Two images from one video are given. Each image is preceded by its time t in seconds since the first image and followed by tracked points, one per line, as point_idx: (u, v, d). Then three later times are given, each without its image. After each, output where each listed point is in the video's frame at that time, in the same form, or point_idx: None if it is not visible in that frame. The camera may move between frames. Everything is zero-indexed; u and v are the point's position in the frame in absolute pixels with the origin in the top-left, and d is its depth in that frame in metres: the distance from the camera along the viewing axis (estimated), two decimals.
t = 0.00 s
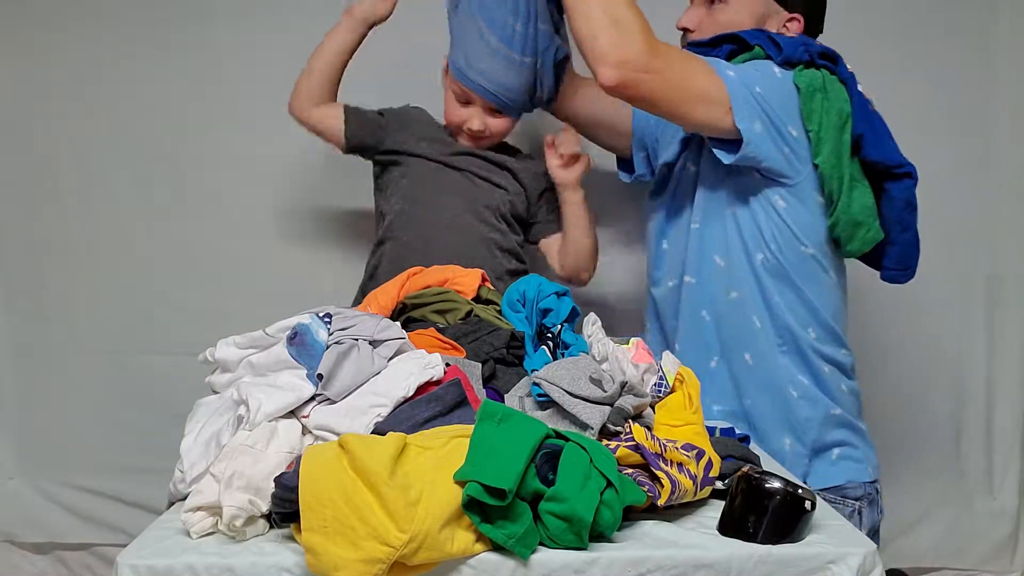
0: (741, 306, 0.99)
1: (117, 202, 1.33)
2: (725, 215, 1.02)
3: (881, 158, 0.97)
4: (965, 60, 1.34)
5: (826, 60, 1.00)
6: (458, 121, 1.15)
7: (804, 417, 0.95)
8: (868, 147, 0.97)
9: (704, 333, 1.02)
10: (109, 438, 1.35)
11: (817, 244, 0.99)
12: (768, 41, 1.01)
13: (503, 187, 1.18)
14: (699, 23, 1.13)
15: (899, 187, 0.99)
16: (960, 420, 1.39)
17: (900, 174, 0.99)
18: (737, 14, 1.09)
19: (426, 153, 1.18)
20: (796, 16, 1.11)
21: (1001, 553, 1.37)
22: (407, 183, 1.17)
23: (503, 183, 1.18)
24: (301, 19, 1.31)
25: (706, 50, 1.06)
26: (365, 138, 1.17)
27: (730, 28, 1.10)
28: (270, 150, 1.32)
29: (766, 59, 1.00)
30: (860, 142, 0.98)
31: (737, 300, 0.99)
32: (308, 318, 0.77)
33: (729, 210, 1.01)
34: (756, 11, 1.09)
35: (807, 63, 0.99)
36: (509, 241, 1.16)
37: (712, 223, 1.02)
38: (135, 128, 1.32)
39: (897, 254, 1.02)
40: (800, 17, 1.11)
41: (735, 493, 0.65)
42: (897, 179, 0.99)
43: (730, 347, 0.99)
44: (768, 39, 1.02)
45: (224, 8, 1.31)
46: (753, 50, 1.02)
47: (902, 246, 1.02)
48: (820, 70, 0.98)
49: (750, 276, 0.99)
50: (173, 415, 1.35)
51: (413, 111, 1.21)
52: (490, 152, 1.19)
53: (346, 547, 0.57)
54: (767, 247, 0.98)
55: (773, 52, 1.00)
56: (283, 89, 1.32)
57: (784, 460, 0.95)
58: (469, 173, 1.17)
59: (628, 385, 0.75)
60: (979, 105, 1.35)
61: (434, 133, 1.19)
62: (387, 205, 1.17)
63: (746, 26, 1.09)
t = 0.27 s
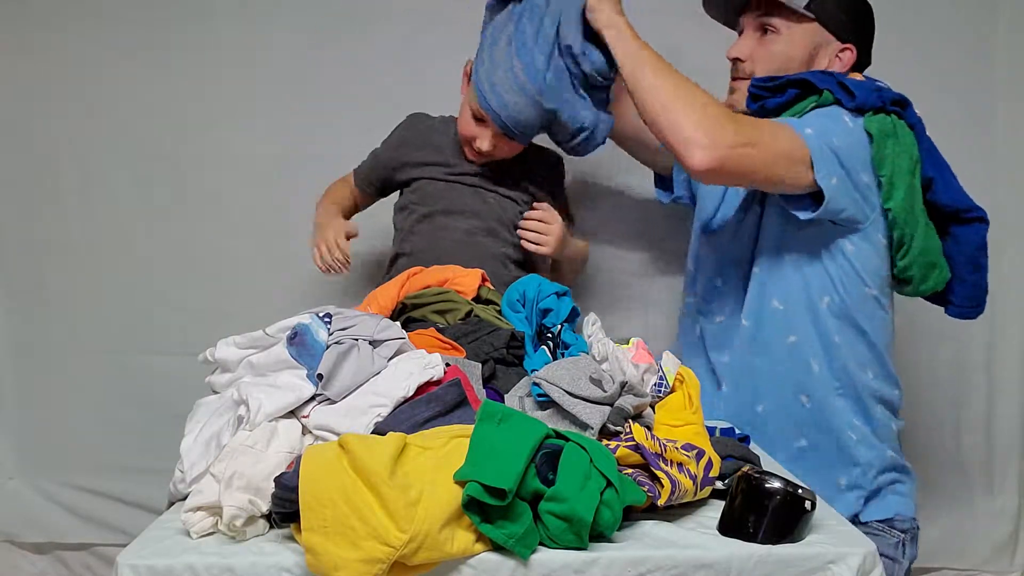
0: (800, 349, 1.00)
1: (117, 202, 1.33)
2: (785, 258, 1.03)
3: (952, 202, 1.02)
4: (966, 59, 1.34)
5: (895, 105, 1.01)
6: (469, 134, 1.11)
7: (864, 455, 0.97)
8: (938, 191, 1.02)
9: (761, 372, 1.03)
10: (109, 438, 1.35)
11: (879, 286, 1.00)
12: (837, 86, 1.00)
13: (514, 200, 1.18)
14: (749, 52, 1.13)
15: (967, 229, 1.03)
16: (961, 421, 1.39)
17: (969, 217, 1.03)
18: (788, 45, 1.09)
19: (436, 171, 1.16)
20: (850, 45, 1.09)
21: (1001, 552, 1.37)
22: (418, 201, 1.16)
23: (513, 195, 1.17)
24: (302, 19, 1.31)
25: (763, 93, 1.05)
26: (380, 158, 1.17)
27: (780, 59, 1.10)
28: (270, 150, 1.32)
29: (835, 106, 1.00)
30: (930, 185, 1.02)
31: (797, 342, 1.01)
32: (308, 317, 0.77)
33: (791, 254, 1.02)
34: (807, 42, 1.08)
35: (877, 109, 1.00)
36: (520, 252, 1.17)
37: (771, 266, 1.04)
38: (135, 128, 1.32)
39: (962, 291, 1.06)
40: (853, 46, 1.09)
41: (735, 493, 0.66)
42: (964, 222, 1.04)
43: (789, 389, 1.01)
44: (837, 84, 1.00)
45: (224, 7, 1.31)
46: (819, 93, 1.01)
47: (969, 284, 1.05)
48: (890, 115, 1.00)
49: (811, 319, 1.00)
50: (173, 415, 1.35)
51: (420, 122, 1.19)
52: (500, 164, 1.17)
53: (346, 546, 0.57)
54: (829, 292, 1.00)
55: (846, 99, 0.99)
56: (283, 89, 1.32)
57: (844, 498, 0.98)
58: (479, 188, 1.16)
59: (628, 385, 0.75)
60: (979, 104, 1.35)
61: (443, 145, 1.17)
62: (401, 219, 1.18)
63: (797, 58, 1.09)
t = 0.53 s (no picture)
0: (842, 360, 1.01)
1: (117, 202, 1.33)
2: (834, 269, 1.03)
3: (998, 223, 1.05)
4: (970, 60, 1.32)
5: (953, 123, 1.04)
6: (478, 125, 1.11)
7: (897, 471, 0.98)
8: (985, 211, 1.05)
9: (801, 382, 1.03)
10: (109, 438, 1.35)
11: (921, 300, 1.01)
12: (900, 100, 1.04)
13: (523, 199, 1.17)
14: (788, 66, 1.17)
15: (1007, 249, 1.05)
16: (961, 422, 1.39)
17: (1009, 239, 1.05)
18: (830, 56, 1.14)
19: (445, 166, 1.16)
20: (885, 57, 1.15)
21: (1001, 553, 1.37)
22: (427, 197, 1.15)
23: (521, 193, 1.17)
24: (302, 19, 1.32)
25: (824, 101, 1.07)
26: (388, 158, 1.18)
27: (822, 71, 1.14)
28: (271, 149, 1.32)
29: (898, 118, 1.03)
30: (977, 206, 1.05)
31: (842, 353, 1.01)
32: (308, 317, 0.77)
33: (840, 264, 1.03)
34: (846, 54, 1.14)
35: (938, 124, 1.03)
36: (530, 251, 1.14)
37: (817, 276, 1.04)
38: (135, 128, 1.32)
39: (994, 312, 1.05)
40: (887, 59, 1.16)
41: (735, 493, 0.66)
42: (1003, 242, 1.06)
43: (829, 401, 1.01)
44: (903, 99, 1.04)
45: (223, 7, 1.31)
46: (882, 105, 1.04)
47: (998, 307, 1.05)
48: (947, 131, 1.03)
49: (856, 331, 1.01)
50: (173, 415, 1.35)
51: (428, 124, 1.20)
52: (508, 163, 1.18)
53: (346, 547, 0.57)
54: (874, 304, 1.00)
55: (911, 113, 1.02)
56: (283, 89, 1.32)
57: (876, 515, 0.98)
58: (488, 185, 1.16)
59: (629, 385, 0.75)
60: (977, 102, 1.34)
61: (452, 143, 1.18)
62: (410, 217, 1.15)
63: (838, 68, 1.14)
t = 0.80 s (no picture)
0: (891, 369, 1.00)
1: (117, 202, 1.33)
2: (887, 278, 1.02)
3: None
4: (972, 60, 1.31)
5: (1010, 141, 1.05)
6: (521, 73, 1.22)
7: (936, 484, 0.97)
8: None
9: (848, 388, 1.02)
10: (109, 438, 1.35)
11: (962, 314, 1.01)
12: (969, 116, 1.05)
13: (518, 215, 1.17)
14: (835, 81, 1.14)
15: None
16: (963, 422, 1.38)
17: None
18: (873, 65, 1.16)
19: (443, 177, 1.16)
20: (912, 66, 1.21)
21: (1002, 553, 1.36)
22: (421, 210, 1.15)
23: (517, 209, 1.17)
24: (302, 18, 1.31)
25: (897, 110, 1.09)
26: (377, 159, 1.16)
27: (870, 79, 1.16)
28: (271, 149, 1.32)
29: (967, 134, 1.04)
30: None
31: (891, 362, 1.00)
32: (308, 317, 0.77)
33: (895, 273, 1.02)
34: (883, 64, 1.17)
35: (1000, 142, 1.04)
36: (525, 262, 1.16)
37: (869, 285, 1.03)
38: (135, 128, 1.32)
39: None
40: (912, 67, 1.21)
41: (735, 493, 0.66)
42: None
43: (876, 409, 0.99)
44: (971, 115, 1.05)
45: (223, 7, 1.31)
46: (950, 120, 1.05)
47: None
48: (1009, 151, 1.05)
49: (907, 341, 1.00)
50: (173, 416, 1.35)
51: (421, 129, 1.19)
52: (504, 175, 1.18)
53: (346, 547, 0.57)
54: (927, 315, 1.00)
55: (981, 130, 1.04)
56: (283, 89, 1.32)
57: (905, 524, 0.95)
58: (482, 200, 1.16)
59: (629, 385, 0.75)
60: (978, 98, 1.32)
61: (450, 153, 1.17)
62: (399, 233, 1.16)
63: (878, 78, 1.16)
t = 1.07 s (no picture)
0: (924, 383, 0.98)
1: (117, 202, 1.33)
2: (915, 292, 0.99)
3: None
4: (971, 59, 1.31)
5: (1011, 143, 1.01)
6: (496, 70, 1.16)
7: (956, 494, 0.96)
8: None
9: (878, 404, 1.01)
10: (109, 438, 1.35)
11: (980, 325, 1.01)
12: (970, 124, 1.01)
13: (508, 212, 1.13)
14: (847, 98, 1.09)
15: None
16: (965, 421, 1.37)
17: None
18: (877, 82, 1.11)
19: (427, 179, 1.11)
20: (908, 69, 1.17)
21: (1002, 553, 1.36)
22: (408, 217, 1.09)
23: (507, 205, 1.13)
24: (302, 18, 1.31)
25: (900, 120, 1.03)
26: (359, 170, 1.12)
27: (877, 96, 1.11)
28: (271, 149, 1.32)
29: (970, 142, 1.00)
30: None
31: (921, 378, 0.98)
32: (308, 317, 0.77)
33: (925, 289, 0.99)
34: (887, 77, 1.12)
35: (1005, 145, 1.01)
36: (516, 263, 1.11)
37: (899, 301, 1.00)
38: (135, 128, 1.32)
39: None
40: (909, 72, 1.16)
41: (735, 494, 0.66)
42: None
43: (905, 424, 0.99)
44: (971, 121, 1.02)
45: (223, 7, 1.31)
46: (952, 131, 1.01)
47: None
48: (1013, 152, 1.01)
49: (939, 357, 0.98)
50: (173, 415, 1.35)
51: (395, 139, 1.15)
52: (489, 174, 1.14)
53: (346, 547, 0.57)
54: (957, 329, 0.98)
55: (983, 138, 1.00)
56: (283, 89, 1.32)
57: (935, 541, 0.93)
58: (470, 199, 1.11)
59: (629, 385, 0.75)
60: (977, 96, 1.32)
61: (433, 152, 1.13)
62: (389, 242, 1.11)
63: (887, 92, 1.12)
